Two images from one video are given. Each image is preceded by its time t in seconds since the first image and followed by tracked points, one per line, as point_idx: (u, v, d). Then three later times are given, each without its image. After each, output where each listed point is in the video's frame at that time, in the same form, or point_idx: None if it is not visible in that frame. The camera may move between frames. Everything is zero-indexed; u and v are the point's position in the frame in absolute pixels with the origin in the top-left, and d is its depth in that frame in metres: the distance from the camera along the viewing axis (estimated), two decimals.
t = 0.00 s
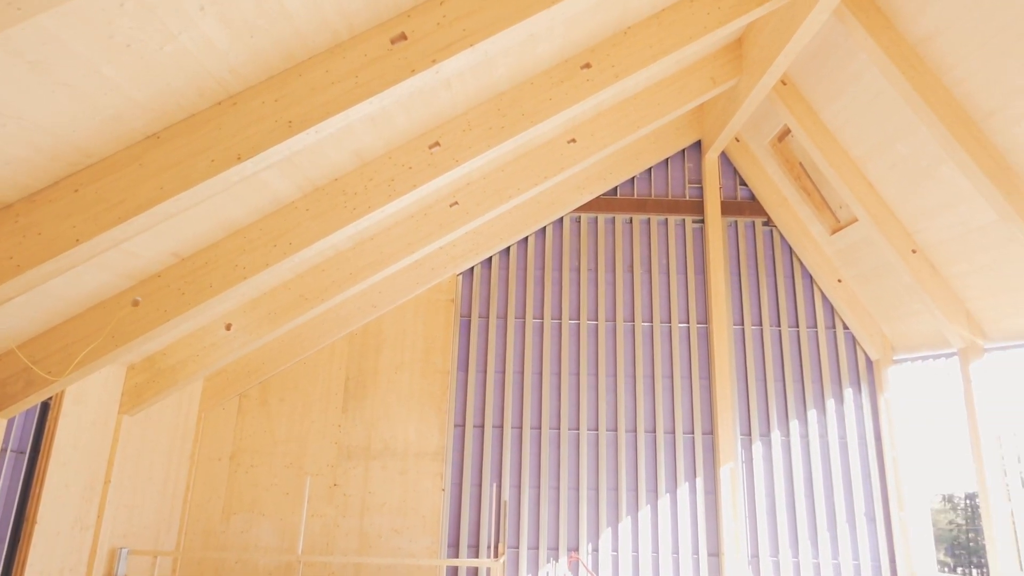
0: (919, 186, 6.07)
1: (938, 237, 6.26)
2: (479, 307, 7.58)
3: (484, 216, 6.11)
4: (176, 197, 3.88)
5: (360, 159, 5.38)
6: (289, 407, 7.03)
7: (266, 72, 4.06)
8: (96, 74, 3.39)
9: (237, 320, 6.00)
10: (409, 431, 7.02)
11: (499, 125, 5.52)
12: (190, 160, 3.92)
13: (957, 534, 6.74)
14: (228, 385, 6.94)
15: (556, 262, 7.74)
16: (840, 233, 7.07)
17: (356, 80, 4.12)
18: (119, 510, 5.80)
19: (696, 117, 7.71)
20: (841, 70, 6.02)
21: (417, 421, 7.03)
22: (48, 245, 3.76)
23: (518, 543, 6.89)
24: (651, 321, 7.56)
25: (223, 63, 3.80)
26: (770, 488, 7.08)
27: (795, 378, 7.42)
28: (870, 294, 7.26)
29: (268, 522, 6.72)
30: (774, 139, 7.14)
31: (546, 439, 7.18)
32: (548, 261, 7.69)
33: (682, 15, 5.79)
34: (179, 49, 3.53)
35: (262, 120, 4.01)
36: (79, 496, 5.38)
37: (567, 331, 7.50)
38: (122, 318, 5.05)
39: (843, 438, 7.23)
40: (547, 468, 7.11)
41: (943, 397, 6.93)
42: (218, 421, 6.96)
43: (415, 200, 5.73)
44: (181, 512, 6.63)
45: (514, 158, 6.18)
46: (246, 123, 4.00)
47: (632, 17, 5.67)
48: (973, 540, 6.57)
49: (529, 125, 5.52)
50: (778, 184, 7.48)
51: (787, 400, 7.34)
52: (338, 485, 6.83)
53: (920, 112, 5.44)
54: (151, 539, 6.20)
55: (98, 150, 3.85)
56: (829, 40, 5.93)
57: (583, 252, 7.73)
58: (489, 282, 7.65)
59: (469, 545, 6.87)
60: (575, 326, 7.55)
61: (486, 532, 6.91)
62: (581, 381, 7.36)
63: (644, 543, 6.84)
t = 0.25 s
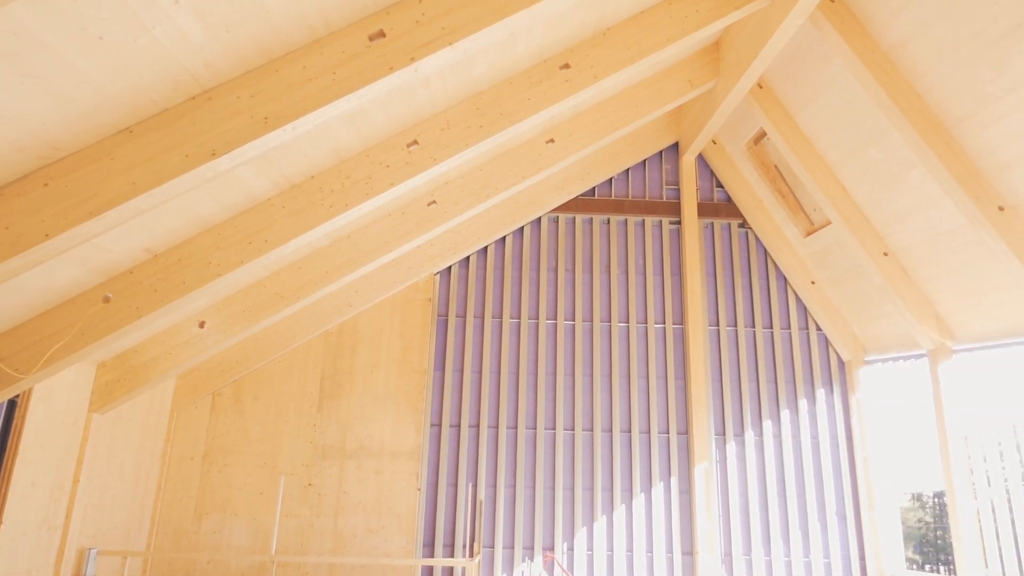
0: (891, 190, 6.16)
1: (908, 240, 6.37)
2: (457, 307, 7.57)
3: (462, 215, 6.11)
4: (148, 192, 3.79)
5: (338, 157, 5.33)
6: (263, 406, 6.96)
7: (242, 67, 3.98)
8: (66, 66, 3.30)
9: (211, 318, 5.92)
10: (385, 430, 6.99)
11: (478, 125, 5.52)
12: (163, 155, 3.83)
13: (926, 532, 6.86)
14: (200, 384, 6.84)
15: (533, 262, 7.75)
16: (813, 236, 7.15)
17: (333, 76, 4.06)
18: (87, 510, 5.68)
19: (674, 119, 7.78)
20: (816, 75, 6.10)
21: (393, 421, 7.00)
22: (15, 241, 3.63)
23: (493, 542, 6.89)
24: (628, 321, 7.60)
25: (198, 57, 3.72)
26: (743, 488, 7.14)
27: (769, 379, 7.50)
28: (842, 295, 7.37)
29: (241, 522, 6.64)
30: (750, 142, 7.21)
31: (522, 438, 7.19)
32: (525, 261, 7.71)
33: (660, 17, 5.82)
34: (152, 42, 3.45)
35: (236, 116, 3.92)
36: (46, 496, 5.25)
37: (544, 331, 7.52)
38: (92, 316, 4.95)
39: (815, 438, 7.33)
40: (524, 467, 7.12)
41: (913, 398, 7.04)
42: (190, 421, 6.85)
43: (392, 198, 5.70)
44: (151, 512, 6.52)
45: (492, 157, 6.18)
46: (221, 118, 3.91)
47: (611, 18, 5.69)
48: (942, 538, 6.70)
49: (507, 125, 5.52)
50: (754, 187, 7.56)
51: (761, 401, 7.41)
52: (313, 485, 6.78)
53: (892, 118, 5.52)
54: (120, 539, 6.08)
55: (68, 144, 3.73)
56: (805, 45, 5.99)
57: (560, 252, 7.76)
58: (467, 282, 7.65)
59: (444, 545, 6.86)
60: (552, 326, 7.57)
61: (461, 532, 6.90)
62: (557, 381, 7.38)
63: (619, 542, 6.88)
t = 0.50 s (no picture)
0: (862, 196, 6.27)
1: (877, 246, 6.49)
2: (432, 307, 7.55)
3: (438, 214, 6.10)
4: (119, 188, 3.72)
5: (313, 154, 5.27)
6: (234, 406, 6.87)
7: (217, 63, 3.91)
8: (35, 58, 3.23)
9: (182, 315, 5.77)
10: (358, 431, 6.94)
11: (455, 125, 5.52)
12: (134, 150, 3.75)
13: (892, 533, 6.96)
14: (169, 383, 6.68)
15: (509, 263, 7.76)
16: (785, 240, 7.25)
17: (309, 73, 3.98)
18: (53, 511, 5.51)
19: (650, 122, 7.85)
20: (789, 82, 6.19)
21: (366, 421, 6.95)
22: None
23: (466, 543, 6.88)
24: (602, 323, 7.65)
25: (172, 52, 3.66)
26: (714, 489, 7.21)
27: (741, 381, 7.59)
28: (812, 299, 7.49)
29: (210, 522, 6.55)
30: (725, 147, 7.29)
31: (496, 439, 7.19)
32: (501, 262, 7.71)
33: (638, 22, 5.85)
34: (125, 36, 3.38)
35: (210, 112, 3.86)
36: (9, 497, 5.04)
37: (519, 332, 7.54)
38: (59, 312, 4.85)
39: (785, 440, 7.44)
40: (497, 468, 7.12)
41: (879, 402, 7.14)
42: (159, 421, 6.73)
43: (368, 197, 5.67)
44: (118, 512, 6.38)
45: (469, 158, 6.19)
46: (194, 114, 3.84)
47: (588, 22, 5.72)
48: (907, 538, 6.79)
49: (484, 126, 5.52)
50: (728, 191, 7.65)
51: (732, 403, 7.50)
52: (284, 485, 6.71)
53: (863, 126, 5.62)
54: (85, 540, 5.93)
55: (36, 138, 3.64)
56: (779, 52, 6.08)
57: (536, 253, 7.79)
58: (442, 282, 7.64)
59: (416, 546, 6.84)
60: (527, 327, 7.59)
61: (434, 533, 6.88)
62: (532, 382, 7.40)
63: (591, 542, 6.92)
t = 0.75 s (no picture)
0: (837, 200, 6.34)
1: (849, 249, 6.59)
2: (409, 304, 7.53)
3: (416, 211, 6.09)
4: (88, 179, 3.63)
5: (290, 149, 5.20)
6: (206, 402, 6.77)
7: (191, 54, 3.82)
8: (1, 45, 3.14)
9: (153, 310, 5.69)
10: (332, 429, 6.90)
11: (434, 122, 5.48)
12: (105, 142, 3.67)
13: (861, 531, 7.10)
14: (141, 378, 6.61)
15: (487, 261, 7.75)
16: (760, 242, 7.33)
17: (285, 67, 3.89)
18: (18, 507, 5.33)
19: (628, 123, 7.89)
20: (764, 85, 6.27)
21: (340, 418, 6.91)
22: None
23: (440, 541, 6.88)
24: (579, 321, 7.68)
25: (145, 43, 3.57)
26: (688, 487, 7.28)
27: (715, 380, 7.67)
28: (785, 300, 7.59)
29: (180, 520, 6.45)
30: (702, 148, 7.35)
31: (472, 437, 7.19)
32: (479, 259, 7.71)
33: (618, 22, 5.87)
34: (96, 25, 3.30)
35: (184, 104, 3.77)
36: None
37: (496, 330, 7.55)
38: (26, 306, 4.75)
39: (758, 439, 7.53)
40: (472, 466, 7.12)
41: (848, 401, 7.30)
42: (128, 417, 6.61)
43: (345, 193, 5.63)
44: (86, 509, 6.24)
45: (447, 155, 6.18)
46: (168, 106, 3.76)
47: (568, 21, 5.71)
48: (874, 536, 6.95)
49: (463, 123, 5.50)
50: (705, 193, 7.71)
51: (707, 403, 7.57)
52: (257, 483, 6.65)
53: (837, 130, 5.70)
54: (51, 538, 5.77)
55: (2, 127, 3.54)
56: (756, 55, 6.14)
57: (513, 251, 7.79)
58: (420, 279, 7.62)
59: (390, 544, 6.82)
60: (504, 325, 7.60)
61: (408, 530, 6.86)
62: (509, 380, 7.41)
63: (565, 540, 6.96)
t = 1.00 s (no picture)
0: (811, 199, 6.42)
1: (821, 248, 6.67)
2: (385, 299, 7.52)
3: (392, 206, 6.08)
4: (58, 169, 3.50)
5: (265, 141, 5.07)
6: (177, 396, 6.69)
7: (165, 43, 3.72)
8: None
9: (124, 302, 5.48)
10: (306, 424, 6.85)
11: (411, 116, 5.44)
12: (76, 130, 3.54)
13: (830, 525, 7.20)
14: (110, 372, 6.54)
15: (463, 256, 7.77)
16: (734, 240, 7.40)
17: (261, 58, 3.82)
18: None
19: (606, 120, 7.93)
20: (740, 85, 6.32)
21: (315, 413, 6.87)
22: None
23: (414, 536, 6.89)
24: (555, 317, 7.73)
25: (118, 31, 3.46)
26: (660, 482, 7.36)
27: (689, 377, 7.76)
28: (758, 297, 7.69)
29: (150, 516, 6.38)
30: (679, 146, 7.41)
31: (447, 432, 7.22)
32: (455, 255, 7.72)
33: (596, 19, 5.88)
34: (66, 11, 3.19)
35: (158, 94, 3.67)
36: None
37: (472, 326, 7.58)
38: None
39: (730, 435, 7.66)
40: (447, 461, 7.14)
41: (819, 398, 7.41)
42: (97, 411, 6.50)
43: (321, 186, 5.59)
44: (53, 505, 6.13)
45: (425, 150, 6.18)
46: (141, 95, 3.64)
47: (547, 17, 5.70)
48: (843, 531, 7.04)
49: (440, 118, 5.49)
50: (681, 191, 7.77)
51: (681, 399, 7.67)
52: (229, 478, 6.59)
53: (811, 131, 5.76)
54: (17, 535, 5.62)
55: None
56: (732, 55, 6.20)
57: (490, 246, 7.81)
58: (396, 274, 7.61)
59: (364, 539, 6.81)
60: (480, 320, 7.63)
61: (382, 525, 6.87)
62: (484, 375, 7.44)
63: (539, 534, 7.03)
